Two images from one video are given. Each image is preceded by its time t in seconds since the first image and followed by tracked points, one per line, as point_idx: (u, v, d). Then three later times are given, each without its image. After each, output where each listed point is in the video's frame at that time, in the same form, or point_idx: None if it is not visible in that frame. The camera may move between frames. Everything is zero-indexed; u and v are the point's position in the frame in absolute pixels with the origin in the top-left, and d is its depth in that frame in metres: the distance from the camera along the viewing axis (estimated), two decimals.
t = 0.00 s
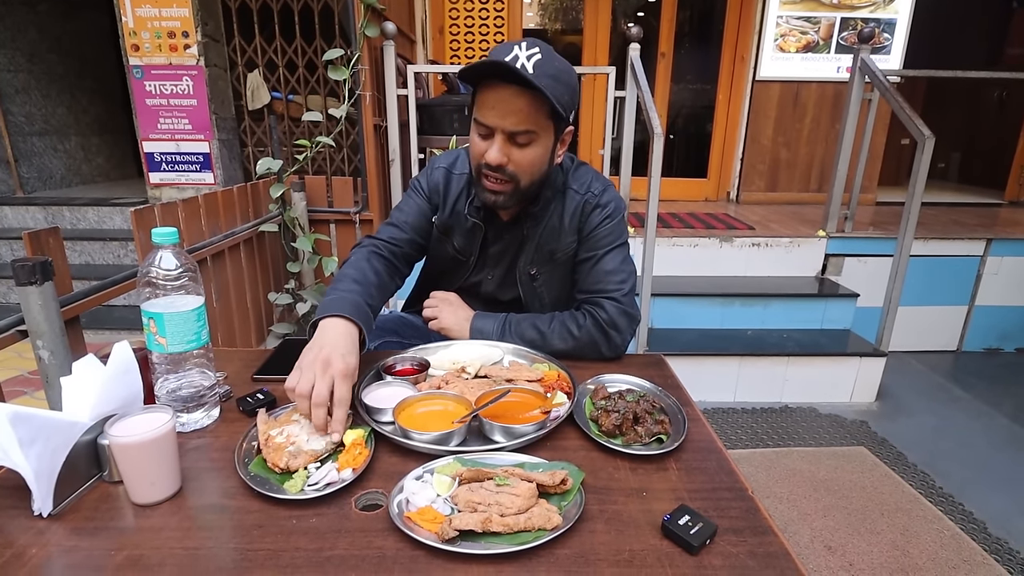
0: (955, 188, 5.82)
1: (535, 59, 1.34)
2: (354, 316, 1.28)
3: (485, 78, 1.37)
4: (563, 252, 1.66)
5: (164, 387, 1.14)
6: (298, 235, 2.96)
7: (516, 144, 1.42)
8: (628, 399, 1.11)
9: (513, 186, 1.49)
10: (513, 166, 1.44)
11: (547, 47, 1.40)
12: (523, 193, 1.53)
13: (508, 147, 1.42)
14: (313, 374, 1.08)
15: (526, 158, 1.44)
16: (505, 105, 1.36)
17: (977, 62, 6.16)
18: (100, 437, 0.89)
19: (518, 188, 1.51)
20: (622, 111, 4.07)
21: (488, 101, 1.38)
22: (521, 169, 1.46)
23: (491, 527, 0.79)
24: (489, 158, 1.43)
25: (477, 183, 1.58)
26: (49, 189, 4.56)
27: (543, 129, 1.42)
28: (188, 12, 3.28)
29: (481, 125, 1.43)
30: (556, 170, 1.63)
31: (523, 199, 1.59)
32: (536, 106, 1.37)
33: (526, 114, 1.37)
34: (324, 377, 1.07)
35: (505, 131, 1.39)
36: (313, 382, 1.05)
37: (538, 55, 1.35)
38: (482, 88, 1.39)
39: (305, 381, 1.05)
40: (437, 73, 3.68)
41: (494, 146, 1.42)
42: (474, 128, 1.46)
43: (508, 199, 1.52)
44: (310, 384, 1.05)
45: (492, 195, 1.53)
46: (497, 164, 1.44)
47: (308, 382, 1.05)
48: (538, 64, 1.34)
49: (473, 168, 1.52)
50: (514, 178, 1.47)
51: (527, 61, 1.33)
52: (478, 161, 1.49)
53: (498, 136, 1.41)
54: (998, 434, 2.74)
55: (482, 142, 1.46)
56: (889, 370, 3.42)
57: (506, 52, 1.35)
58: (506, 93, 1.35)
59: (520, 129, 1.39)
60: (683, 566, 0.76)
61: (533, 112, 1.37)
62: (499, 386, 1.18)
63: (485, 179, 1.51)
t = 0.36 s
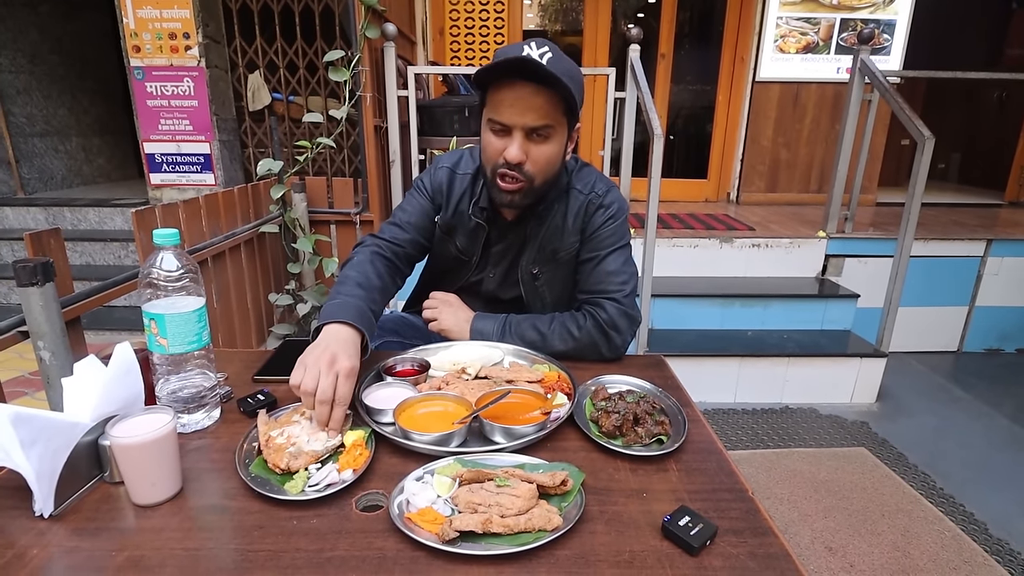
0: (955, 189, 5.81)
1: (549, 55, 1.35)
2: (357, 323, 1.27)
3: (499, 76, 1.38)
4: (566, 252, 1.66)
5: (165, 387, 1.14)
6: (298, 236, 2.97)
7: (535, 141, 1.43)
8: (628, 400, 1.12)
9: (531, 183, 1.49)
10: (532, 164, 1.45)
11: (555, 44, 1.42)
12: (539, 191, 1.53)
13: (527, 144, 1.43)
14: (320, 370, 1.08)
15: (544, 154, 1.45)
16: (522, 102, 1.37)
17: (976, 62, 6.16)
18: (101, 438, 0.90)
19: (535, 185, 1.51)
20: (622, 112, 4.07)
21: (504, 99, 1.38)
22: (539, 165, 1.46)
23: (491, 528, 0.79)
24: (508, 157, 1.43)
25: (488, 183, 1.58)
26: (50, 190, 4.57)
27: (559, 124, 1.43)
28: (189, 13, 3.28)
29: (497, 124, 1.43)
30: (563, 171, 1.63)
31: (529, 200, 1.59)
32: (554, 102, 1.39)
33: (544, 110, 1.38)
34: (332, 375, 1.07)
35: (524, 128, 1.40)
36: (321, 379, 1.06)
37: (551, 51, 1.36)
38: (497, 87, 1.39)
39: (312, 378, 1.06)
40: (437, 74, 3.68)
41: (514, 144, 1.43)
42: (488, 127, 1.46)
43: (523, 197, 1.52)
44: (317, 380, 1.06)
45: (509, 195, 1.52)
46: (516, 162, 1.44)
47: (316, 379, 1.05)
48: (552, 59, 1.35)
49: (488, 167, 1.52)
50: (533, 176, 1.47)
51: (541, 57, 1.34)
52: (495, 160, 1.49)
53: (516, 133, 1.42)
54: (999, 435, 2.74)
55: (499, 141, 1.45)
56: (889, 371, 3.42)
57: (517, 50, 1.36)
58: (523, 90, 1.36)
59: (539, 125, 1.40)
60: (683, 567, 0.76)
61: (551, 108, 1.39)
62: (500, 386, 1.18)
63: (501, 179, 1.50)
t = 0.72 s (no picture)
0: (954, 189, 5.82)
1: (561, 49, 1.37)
2: (355, 324, 1.26)
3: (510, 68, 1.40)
4: (568, 251, 1.66)
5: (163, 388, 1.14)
6: (298, 237, 2.97)
7: (545, 132, 1.43)
8: (627, 400, 1.12)
9: (541, 176, 1.49)
10: (541, 156, 1.45)
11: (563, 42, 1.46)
12: (546, 186, 1.52)
13: (537, 136, 1.43)
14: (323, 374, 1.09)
15: (554, 146, 1.45)
16: (534, 92, 1.38)
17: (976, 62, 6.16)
18: (99, 438, 0.89)
19: (545, 179, 1.51)
20: (621, 112, 4.07)
21: (516, 90, 1.39)
22: (549, 158, 1.46)
23: (489, 528, 0.79)
24: (518, 148, 1.43)
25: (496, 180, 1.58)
26: (49, 190, 4.56)
27: (569, 119, 1.45)
28: (189, 14, 3.28)
29: (508, 116, 1.44)
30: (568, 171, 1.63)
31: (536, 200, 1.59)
32: (566, 94, 1.40)
33: (555, 101, 1.39)
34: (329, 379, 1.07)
35: (535, 120, 1.41)
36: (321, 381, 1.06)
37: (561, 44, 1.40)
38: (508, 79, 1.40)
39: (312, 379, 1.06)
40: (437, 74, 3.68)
41: (524, 135, 1.43)
42: (498, 120, 1.46)
43: (531, 192, 1.52)
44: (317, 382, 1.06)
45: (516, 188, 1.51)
46: (526, 154, 1.44)
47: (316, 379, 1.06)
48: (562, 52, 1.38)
49: (498, 161, 1.51)
50: (542, 169, 1.47)
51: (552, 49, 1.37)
52: (503, 153, 1.48)
53: (527, 125, 1.42)
54: (998, 435, 2.74)
55: (508, 133, 1.45)
56: (888, 371, 3.42)
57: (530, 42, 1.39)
58: (535, 81, 1.37)
59: (551, 117, 1.41)
60: (682, 567, 0.76)
61: (562, 101, 1.40)
62: (499, 387, 1.18)
63: (511, 172, 1.50)
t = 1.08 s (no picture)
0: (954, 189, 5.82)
1: (544, 69, 1.33)
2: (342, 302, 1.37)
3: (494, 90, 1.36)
4: (568, 252, 1.66)
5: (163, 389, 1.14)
6: (298, 238, 2.97)
7: (525, 156, 1.42)
8: (627, 401, 1.12)
9: (523, 192, 1.50)
10: (522, 176, 1.45)
11: (557, 54, 1.40)
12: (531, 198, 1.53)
13: (517, 158, 1.42)
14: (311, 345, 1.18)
15: (535, 168, 1.44)
16: (513, 119, 1.35)
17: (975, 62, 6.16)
18: (99, 440, 0.90)
19: (527, 194, 1.51)
20: (621, 113, 4.07)
21: (497, 114, 1.37)
22: (530, 177, 1.46)
23: (489, 529, 0.79)
24: (498, 169, 1.44)
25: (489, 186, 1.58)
26: (49, 192, 4.57)
27: (552, 140, 1.41)
28: (189, 15, 3.29)
29: (491, 135, 1.42)
30: (567, 173, 1.63)
31: (527, 206, 1.59)
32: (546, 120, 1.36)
33: (535, 127, 1.36)
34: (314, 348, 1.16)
35: (514, 144, 1.39)
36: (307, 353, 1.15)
37: (547, 64, 1.34)
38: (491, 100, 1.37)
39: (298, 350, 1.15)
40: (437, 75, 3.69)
41: (504, 158, 1.42)
42: (484, 136, 1.46)
43: (517, 202, 1.54)
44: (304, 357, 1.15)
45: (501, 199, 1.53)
46: (505, 175, 1.44)
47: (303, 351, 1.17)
48: (546, 74, 1.33)
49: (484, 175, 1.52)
50: (524, 187, 1.48)
51: (536, 71, 1.33)
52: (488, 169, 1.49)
53: (507, 148, 1.41)
54: (998, 435, 2.74)
55: (492, 152, 1.45)
56: (888, 371, 3.42)
57: (515, 60, 1.35)
58: (514, 108, 1.34)
59: (529, 142, 1.38)
60: (681, 568, 0.76)
61: (543, 126, 1.36)
62: (499, 387, 1.18)
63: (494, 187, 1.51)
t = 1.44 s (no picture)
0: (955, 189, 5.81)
1: (536, 68, 1.34)
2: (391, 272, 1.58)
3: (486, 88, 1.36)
4: (565, 252, 1.65)
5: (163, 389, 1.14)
6: (297, 238, 2.97)
7: (517, 154, 1.41)
8: (628, 400, 1.12)
9: (513, 194, 1.49)
10: (513, 176, 1.44)
11: (551, 54, 1.41)
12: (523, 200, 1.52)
13: (508, 157, 1.41)
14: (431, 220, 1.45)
15: (526, 167, 1.43)
16: (505, 117, 1.35)
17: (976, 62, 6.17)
18: (98, 440, 0.89)
19: (518, 196, 1.50)
20: (621, 112, 4.07)
21: (489, 112, 1.37)
22: (521, 177, 1.45)
23: (490, 529, 0.79)
24: (489, 169, 1.43)
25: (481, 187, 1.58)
26: (49, 192, 4.57)
27: (543, 139, 1.41)
28: (187, 14, 3.28)
29: (482, 134, 1.42)
30: (560, 172, 1.63)
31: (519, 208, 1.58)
32: (538, 118, 1.36)
33: (527, 125, 1.36)
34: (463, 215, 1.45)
35: (505, 142, 1.39)
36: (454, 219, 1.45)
37: (539, 63, 1.35)
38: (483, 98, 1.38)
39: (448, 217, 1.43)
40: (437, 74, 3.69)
41: (495, 156, 1.42)
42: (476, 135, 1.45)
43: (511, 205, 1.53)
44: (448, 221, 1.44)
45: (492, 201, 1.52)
46: (497, 174, 1.43)
47: (443, 221, 1.42)
48: (538, 73, 1.34)
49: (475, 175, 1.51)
50: (514, 187, 1.46)
51: (527, 69, 1.34)
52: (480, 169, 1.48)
53: (499, 146, 1.40)
54: (998, 434, 2.74)
55: (484, 151, 1.45)
56: (888, 370, 3.42)
57: (507, 59, 1.36)
58: (506, 105, 1.34)
59: (520, 140, 1.38)
60: (683, 567, 0.76)
61: (534, 124, 1.36)
62: (499, 387, 1.17)
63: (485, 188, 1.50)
